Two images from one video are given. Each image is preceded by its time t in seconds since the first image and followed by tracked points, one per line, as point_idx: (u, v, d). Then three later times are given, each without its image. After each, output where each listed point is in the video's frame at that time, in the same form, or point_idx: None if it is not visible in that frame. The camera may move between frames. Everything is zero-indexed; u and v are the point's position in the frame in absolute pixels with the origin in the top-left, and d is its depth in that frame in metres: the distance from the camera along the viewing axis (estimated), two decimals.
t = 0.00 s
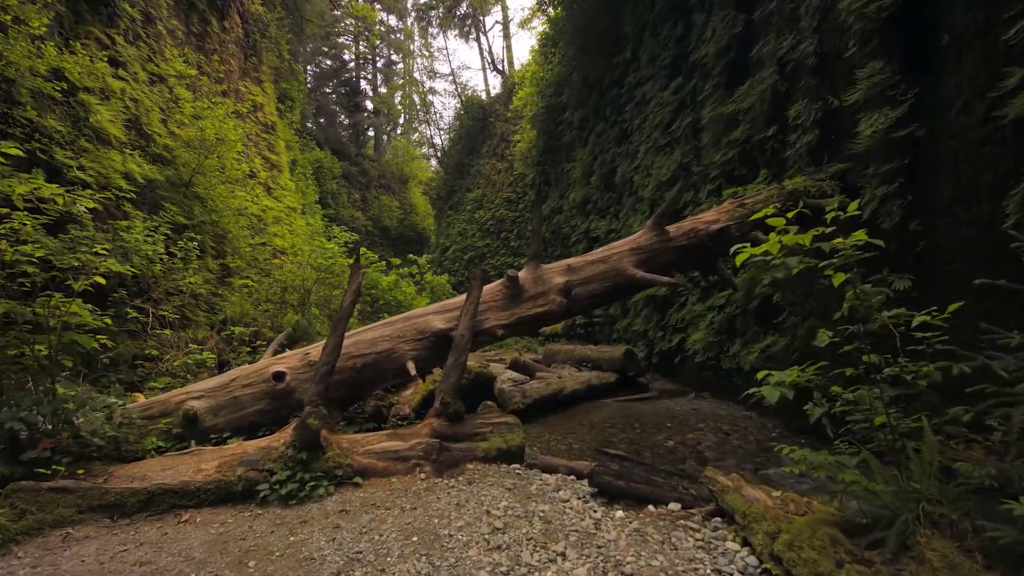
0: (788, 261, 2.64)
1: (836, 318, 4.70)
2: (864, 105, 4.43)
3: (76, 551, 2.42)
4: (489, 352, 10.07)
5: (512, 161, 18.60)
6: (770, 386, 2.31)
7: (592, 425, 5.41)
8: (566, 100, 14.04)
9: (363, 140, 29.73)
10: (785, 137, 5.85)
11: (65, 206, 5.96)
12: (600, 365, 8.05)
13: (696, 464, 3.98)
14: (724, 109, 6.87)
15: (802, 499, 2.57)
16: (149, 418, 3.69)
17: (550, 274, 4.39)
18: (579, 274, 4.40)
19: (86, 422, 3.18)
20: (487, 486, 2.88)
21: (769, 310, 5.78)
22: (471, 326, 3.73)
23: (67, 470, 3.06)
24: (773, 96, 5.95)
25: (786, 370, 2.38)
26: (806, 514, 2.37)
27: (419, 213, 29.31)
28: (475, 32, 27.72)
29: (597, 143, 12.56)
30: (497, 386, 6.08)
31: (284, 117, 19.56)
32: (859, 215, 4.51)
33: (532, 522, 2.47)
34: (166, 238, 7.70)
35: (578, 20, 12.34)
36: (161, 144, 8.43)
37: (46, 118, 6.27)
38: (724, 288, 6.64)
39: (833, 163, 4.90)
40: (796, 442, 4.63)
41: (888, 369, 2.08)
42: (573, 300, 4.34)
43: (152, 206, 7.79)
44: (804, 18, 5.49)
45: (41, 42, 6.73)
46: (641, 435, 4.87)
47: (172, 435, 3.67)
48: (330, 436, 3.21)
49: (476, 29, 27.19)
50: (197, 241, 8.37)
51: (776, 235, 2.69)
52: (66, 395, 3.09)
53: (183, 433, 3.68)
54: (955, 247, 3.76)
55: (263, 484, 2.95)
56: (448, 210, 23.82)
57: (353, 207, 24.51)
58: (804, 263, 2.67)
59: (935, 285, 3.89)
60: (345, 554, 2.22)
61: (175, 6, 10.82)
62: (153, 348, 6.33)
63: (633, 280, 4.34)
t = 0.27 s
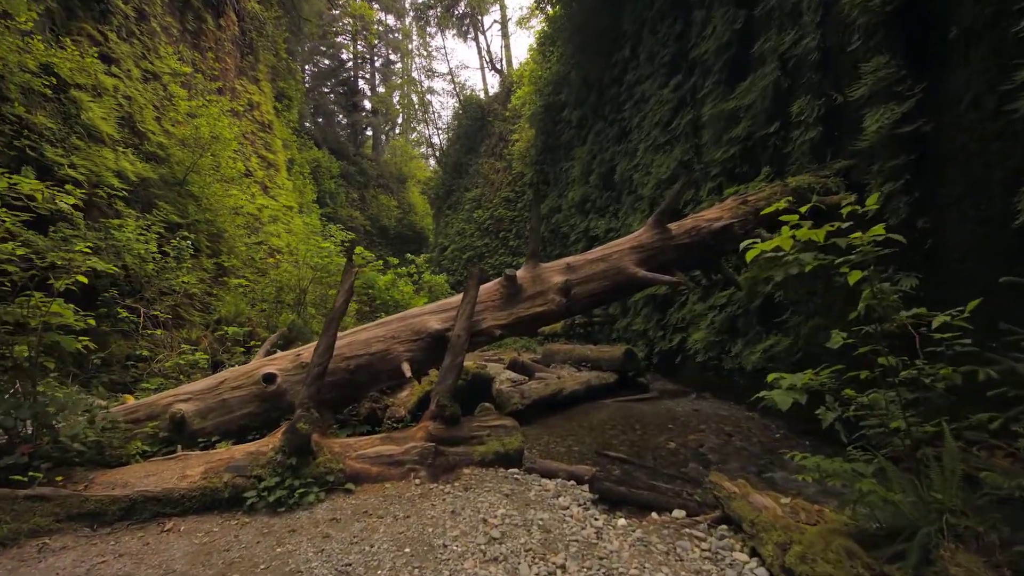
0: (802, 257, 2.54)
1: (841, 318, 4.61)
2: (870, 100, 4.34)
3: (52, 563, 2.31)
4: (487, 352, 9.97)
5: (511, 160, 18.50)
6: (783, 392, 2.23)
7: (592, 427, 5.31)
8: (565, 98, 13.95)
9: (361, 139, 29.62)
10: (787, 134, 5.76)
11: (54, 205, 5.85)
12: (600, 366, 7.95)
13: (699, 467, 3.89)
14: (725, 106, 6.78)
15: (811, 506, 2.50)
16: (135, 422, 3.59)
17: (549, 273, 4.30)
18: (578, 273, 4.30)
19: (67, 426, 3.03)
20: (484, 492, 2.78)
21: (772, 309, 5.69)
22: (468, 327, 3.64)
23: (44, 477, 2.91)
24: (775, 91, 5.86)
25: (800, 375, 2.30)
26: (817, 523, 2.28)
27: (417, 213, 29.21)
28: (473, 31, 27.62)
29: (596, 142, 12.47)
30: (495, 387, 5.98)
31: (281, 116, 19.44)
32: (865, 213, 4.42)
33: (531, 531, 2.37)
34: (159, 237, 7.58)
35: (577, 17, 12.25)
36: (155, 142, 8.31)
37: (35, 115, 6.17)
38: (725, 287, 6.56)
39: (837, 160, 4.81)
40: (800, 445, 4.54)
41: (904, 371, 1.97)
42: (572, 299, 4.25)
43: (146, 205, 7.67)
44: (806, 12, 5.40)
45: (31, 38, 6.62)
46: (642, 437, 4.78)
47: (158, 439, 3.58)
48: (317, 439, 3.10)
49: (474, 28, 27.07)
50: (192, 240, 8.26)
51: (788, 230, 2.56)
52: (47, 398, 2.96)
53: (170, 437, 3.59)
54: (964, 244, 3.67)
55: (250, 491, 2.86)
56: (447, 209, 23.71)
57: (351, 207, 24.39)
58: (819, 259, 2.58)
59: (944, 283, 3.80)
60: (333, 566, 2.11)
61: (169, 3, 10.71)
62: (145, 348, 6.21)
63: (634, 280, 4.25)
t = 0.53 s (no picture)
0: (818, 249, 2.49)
1: (846, 319, 4.51)
2: (875, 95, 4.25)
3: None
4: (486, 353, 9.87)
5: (509, 160, 18.40)
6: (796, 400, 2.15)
7: (592, 429, 5.21)
8: (563, 97, 13.87)
9: (359, 139, 29.51)
10: (790, 131, 5.67)
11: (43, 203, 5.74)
12: (599, 367, 7.86)
13: (702, 471, 3.79)
14: (726, 103, 6.69)
15: (822, 515, 2.40)
16: (119, 426, 3.48)
17: (548, 271, 4.20)
18: (577, 272, 4.20)
19: (46, 432, 2.90)
20: (480, 500, 2.68)
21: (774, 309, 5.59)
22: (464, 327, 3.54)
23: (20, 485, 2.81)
24: (777, 88, 5.77)
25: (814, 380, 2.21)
26: (830, 535, 2.18)
27: (415, 214, 29.09)
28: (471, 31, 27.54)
29: (595, 140, 12.39)
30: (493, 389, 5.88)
31: (279, 115, 19.31)
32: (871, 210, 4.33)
33: (529, 542, 2.27)
34: (152, 236, 7.47)
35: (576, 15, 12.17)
36: (149, 140, 8.20)
37: (24, 111, 6.05)
38: (726, 287, 6.47)
39: (842, 156, 4.72)
40: (804, 448, 4.44)
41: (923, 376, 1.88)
42: (572, 299, 4.15)
43: (138, 203, 7.56)
44: (809, 7, 5.31)
45: (20, 34, 6.50)
46: (643, 440, 4.68)
47: (143, 443, 3.48)
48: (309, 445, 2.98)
49: (472, 28, 26.98)
50: (185, 240, 8.14)
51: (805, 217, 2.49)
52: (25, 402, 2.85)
53: (155, 442, 3.48)
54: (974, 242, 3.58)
55: (235, 499, 2.76)
56: (445, 210, 23.60)
57: (349, 207, 24.27)
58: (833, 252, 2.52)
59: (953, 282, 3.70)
60: None
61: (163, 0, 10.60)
62: (135, 350, 6.10)
63: (635, 279, 4.15)
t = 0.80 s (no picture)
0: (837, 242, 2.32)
1: (850, 319, 4.42)
2: (881, 90, 4.16)
3: None
4: (483, 354, 9.76)
5: (507, 160, 18.30)
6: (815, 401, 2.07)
7: (591, 432, 5.11)
8: (562, 96, 13.78)
9: (357, 139, 29.39)
10: (792, 128, 5.59)
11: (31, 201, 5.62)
12: (598, 368, 7.76)
13: (705, 476, 3.70)
14: (727, 101, 6.60)
15: (833, 525, 2.31)
16: (101, 431, 3.37)
17: (546, 271, 4.10)
18: (576, 271, 4.10)
19: (23, 438, 2.78)
20: (476, 508, 2.58)
21: (776, 310, 5.50)
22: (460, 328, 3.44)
23: None
24: (779, 85, 5.68)
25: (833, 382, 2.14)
26: (843, 547, 2.08)
27: (413, 214, 28.98)
28: (470, 31, 27.44)
29: (593, 140, 12.30)
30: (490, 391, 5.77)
31: (276, 115, 19.17)
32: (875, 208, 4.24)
33: (527, 554, 2.17)
34: (144, 236, 7.34)
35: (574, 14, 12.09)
36: (141, 138, 8.08)
37: (13, 107, 5.93)
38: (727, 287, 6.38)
39: (846, 154, 4.64)
40: (808, 451, 4.35)
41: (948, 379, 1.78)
42: (571, 299, 4.04)
43: (130, 202, 7.44)
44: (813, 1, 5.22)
45: (9, 29, 6.38)
46: (643, 443, 4.58)
47: (126, 449, 3.37)
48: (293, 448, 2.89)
49: (471, 28, 26.88)
50: (178, 240, 8.03)
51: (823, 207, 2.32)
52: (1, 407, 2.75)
53: (139, 447, 3.37)
54: (983, 240, 3.49)
55: (220, 508, 2.65)
56: (442, 210, 23.49)
57: (346, 207, 24.13)
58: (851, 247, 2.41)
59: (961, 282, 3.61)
60: None
61: None
62: (124, 351, 5.97)
63: (636, 278, 4.06)
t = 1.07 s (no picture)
0: (856, 240, 2.24)
1: (854, 320, 4.33)
2: (886, 86, 4.08)
3: None
4: (480, 355, 9.65)
5: (505, 160, 18.19)
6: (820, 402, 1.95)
7: (589, 435, 5.01)
8: (560, 96, 13.68)
9: (354, 139, 29.25)
10: (793, 126, 5.50)
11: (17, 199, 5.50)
12: (597, 369, 7.65)
13: (707, 481, 3.60)
14: (728, 99, 6.52)
15: (846, 535, 2.22)
16: (82, 436, 3.26)
17: (544, 270, 4.00)
18: (575, 271, 4.00)
19: None
20: (472, 517, 2.48)
21: (777, 310, 5.40)
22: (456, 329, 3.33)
23: None
24: (781, 82, 5.59)
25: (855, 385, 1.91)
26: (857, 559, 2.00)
27: (410, 215, 28.86)
28: (467, 31, 27.32)
29: (592, 139, 12.21)
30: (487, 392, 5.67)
31: (272, 114, 19.03)
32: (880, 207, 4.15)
33: (524, 567, 2.07)
34: (134, 235, 7.22)
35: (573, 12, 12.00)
36: (133, 136, 7.96)
37: None
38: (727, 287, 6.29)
39: (849, 151, 4.55)
40: (811, 455, 4.25)
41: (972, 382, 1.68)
42: (570, 300, 3.94)
43: (121, 201, 7.32)
44: None
45: None
46: (643, 446, 4.48)
47: (107, 455, 3.25)
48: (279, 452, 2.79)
49: (468, 28, 26.77)
50: (170, 239, 7.90)
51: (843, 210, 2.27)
52: None
53: (121, 454, 3.27)
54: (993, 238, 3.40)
55: (202, 518, 2.55)
56: (440, 210, 23.38)
57: (343, 207, 24.00)
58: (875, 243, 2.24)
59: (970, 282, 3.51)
60: None
61: None
62: (112, 353, 5.85)
63: (637, 278, 3.96)
